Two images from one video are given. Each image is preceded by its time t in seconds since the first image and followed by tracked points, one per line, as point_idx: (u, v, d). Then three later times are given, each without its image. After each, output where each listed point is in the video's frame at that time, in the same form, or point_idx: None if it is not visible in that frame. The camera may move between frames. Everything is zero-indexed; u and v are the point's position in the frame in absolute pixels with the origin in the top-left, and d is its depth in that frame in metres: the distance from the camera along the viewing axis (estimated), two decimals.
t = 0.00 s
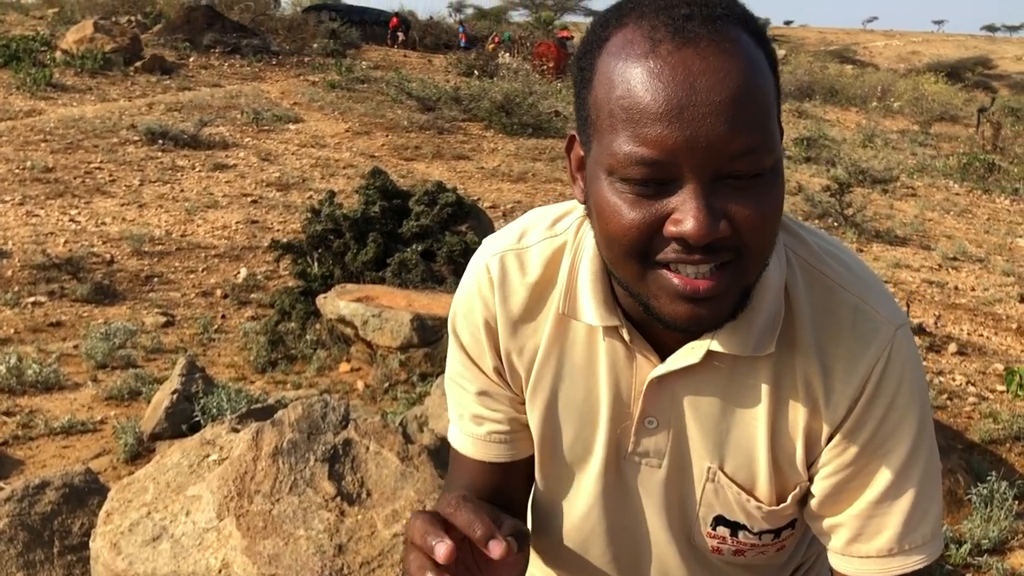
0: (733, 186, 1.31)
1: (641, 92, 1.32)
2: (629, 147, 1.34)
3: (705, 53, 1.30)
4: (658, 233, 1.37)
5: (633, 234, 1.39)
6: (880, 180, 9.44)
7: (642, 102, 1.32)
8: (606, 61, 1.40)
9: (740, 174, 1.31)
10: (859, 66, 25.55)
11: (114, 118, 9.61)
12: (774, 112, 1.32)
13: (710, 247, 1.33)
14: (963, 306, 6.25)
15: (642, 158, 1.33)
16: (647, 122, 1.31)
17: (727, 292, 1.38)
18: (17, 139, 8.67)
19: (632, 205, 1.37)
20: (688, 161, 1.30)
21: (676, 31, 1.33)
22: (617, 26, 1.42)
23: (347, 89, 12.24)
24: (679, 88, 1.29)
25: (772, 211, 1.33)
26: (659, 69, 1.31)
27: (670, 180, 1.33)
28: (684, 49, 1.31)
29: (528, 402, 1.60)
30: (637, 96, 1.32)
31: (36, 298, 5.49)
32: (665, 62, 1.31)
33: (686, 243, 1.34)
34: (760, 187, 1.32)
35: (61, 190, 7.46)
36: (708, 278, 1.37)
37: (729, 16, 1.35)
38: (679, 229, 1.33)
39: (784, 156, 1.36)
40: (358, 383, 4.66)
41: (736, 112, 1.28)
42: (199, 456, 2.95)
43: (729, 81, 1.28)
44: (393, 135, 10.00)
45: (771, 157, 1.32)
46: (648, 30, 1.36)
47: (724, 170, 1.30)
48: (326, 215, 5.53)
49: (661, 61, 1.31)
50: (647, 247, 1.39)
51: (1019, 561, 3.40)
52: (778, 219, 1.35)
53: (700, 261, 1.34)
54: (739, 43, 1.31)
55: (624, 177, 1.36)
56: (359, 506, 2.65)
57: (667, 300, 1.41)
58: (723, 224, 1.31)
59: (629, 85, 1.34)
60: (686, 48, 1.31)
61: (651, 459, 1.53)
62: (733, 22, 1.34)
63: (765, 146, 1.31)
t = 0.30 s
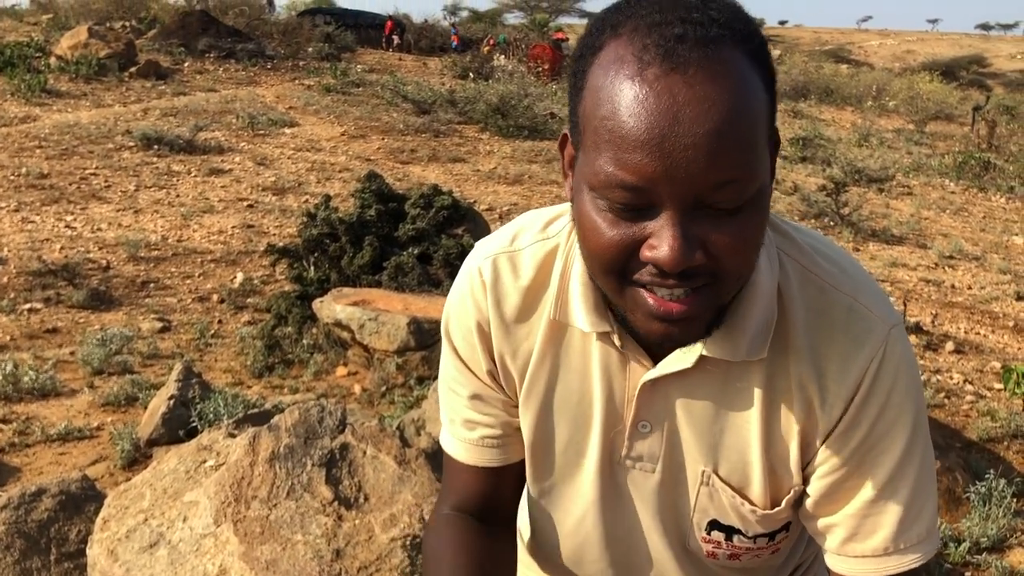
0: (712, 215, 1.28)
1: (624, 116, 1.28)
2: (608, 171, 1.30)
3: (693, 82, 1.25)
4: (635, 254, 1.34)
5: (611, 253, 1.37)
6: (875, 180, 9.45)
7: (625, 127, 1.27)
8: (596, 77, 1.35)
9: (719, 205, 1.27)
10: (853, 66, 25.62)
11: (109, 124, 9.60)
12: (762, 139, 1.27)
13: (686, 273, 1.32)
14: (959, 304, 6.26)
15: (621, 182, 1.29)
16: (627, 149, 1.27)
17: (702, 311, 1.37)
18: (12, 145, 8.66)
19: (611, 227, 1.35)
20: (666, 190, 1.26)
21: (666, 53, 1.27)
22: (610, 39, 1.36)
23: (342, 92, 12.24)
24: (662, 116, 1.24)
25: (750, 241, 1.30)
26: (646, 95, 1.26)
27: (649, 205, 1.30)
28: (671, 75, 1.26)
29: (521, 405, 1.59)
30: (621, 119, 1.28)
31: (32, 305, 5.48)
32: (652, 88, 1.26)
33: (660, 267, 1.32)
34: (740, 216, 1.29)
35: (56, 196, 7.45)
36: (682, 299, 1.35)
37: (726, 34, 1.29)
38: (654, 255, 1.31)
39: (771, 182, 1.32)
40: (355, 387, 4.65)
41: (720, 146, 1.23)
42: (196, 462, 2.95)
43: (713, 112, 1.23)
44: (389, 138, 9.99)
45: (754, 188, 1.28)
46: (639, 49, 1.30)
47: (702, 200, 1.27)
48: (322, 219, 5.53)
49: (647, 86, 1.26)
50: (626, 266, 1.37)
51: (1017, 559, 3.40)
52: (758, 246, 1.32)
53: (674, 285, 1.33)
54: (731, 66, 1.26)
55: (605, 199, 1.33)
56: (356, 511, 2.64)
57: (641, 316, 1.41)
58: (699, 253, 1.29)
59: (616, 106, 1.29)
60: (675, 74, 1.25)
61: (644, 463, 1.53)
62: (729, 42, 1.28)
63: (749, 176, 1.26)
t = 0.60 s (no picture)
0: (698, 306, 1.26)
1: (620, 202, 1.23)
2: (598, 248, 1.27)
3: (697, 183, 1.19)
4: (618, 317, 1.33)
5: (595, 313, 1.36)
6: (873, 176, 9.46)
7: (621, 214, 1.23)
8: (604, 143, 1.29)
9: (706, 297, 1.25)
10: (850, 63, 25.64)
11: (106, 125, 9.59)
12: (763, 238, 1.24)
13: (665, 348, 1.32)
14: (958, 300, 6.26)
15: (610, 265, 1.26)
16: (620, 238, 1.24)
17: (677, 370, 1.37)
18: (10, 147, 8.65)
19: (594, 292, 1.33)
20: (653, 280, 1.24)
21: (676, 147, 1.22)
22: (624, 104, 1.30)
23: (339, 92, 12.24)
24: (660, 216, 1.20)
25: (732, 327, 1.30)
26: (648, 186, 1.21)
27: (637, 288, 1.28)
28: (676, 173, 1.20)
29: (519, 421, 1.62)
30: (619, 204, 1.23)
31: (30, 307, 5.48)
32: (657, 180, 1.21)
33: (640, 341, 1.31)
34: (727, 306, 1.27)
35: (54, 198, 7.44)
36: (657, 361, 1.35)
37: (744, 126, 1.23)
38: (634, 329, 1.30)
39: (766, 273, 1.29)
40: (355, 387, 4.65)
41: (716, 251, 1.20)
42: (196, 463, 2.95)
43: (713, 221, 1.19)
44: (386, 138, 9.99)
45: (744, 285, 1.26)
46: (649, 131, 1.25)
47: (690, 294, 1.25)
48: (320, 219, 5.54)
49: (650, 178, 1.21)
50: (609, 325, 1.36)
51: (1017, 555, 3.40)
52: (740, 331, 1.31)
53: (652, 354, 1.34)
54: (742, 170, 1.20)
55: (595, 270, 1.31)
56: (356, 511, 2.64)
57: (616, 360, 1.41)
58: (680, 334, 1.29)
59: (617, 186, 1.24)
60: (681, 171, 1.20)
61: (644, 481, 1.57)
62: (746, 136, 1.22)
63: (741, 276, 1.23)
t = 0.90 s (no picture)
0: (701, 318, 1.30)
1: (621, 219, 1.26)
2: (599, 267, 1.31)
3: (696, 200, 1.22)
4: (624, 335, 1.37)
5: (602, 331, 1.40)
6: (872, 171, 9.46)
7: (621, 233, 1.26)
8: (600, 160, 1.32)
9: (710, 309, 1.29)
10: (849, 58, 25.62)
11: (105, 123, 9.59)
12: (765, 247, 1.27)
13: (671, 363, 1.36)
14: (958, 295, 6.26)
15: (613, 283, 1.30)
16: (621, 256, 1.27)
17: (682, 385, 1.43)
18: (9, 145, 8.65)
19: (598, 309, 1.38)
20: (656, 296, 1.28)
21: (673, 163, 1.25)
22: (619, 121, 1.33)
23: (338, 89, 12.24)
24: (661, 232, 1.23)
25: (736, 338, 1.34)
26: (647, 204, 1.24)
27: (640, 304, 1.31)
28: (675, 189, 1.23)
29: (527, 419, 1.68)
30: (620, 222, 1.26)
31: (30, 305, 5.48)
32: (654, 197, 1.24)
33: (647, 358, 1.36)
34: (731, 319, 1.31)
35: (53, 196, 7.43)
36: (665, 377, 1.40)
37: (740, 136, 1.26)
38: (641, 346, 1.35)
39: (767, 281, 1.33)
40: (354, 384, 4.65)
41: (718, 265, 1.23)
42: (195, 459, 2.95)
43: (715, 235, 1.22)
44: (385, 135, 9.99)
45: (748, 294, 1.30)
46: (645, 146, 1.28)
47: (694, 309, 1.29)
48: (319, 216, 5.54)
49: (649, 195, 1.24)
50: (616, 342, 1.41)
51: (1017, 548, 3.40)
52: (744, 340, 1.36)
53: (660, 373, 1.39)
54: (741, 182, 1.24)
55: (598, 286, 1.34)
56: (356, 506, 2.65)
57: (626, 377, 1.46)
58: (687, 348, 1.33)
59: (615, 205, 1.27)
60: (679, 188, 1.23)
61: (650, 475, 1.64)
62: (743, 147, 1.25)
63: (745, 288, 1.27)
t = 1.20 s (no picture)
0: (729, 238, 1.26)
1: (628, 147, 1.26)
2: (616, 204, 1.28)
3: (698, 105, 1.23)
4: (658, 287, 1.32)
5: (633, 287, 1.34)
6: (872, 167, 9.47)
7: (632, 157, 1.25)
8: (594, 108, 1.33)
9: (740, 222, 1.25)
10: (849, 53, 25.63)
11: (105, 120, 9.59)
12: (775, 153, 1.26)
13: (709, 304, 1.29)
14: (957, 290, 6.27)
15: (633, 213, 1.27)
16: (636, 180, 1.25)
17: (720, 345, 1.35)
18: (9, 142, 8.66)
19: (625, 261, 1.33)
20: (681, 218, 1.24)
21: (668, 80, 1.26)
22: (603, 66, 1.35)
23: (338, 85, 12.25)
24: (670, 143, 1.22)
25: (771, 256, 1.29)
26: (651, 122, 1.24)
27: (664, 238, 1.28)
28: (675, 101, 1.24)
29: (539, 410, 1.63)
30: (627, 149, 1.26)
31: (30, 301, 5.48)
32: (656, 115, 1.24)
33: (687, 300, 1.29)
34: (759, 235, 1.27)
35: (53, 192, 7.44)
36: (702, 334, 1.33)
37: (726, 52, 1.28)
38: (678, 285, 1.29)
39: (786, 192, 1.30)
40: (355, 379, 4.66)
41: (734, 162, 1.21)
42: (196, 455, 2.96)
43: (724, 134, 1.21)
44: (385, 131, 9.99)
45: (772, 203, 1.26)
46: (638, 77, 1.29)
47: (720, 227, 1.25)
48: (319, 212, 5.54)
49: (650, 113, 1.25)
50: (648, 301, 1.34)
51: (1016, 542, 3.41)
52: (778, 260, 1.31)
53: (700, 318, 1.30)
54: (737, 87, 1.24)
55: (619, 230, 1.31)
56: (356, 501, 2.66)
57: (666, 351, 1.39)
58: (723, 281, 1.27)
59: (621, 136, 1.27)
60: (678, 99, 1.24)
61: (666, 452, 1.60)
62: (730, 58, 1.27)
63: (766, 195, 1.25)
